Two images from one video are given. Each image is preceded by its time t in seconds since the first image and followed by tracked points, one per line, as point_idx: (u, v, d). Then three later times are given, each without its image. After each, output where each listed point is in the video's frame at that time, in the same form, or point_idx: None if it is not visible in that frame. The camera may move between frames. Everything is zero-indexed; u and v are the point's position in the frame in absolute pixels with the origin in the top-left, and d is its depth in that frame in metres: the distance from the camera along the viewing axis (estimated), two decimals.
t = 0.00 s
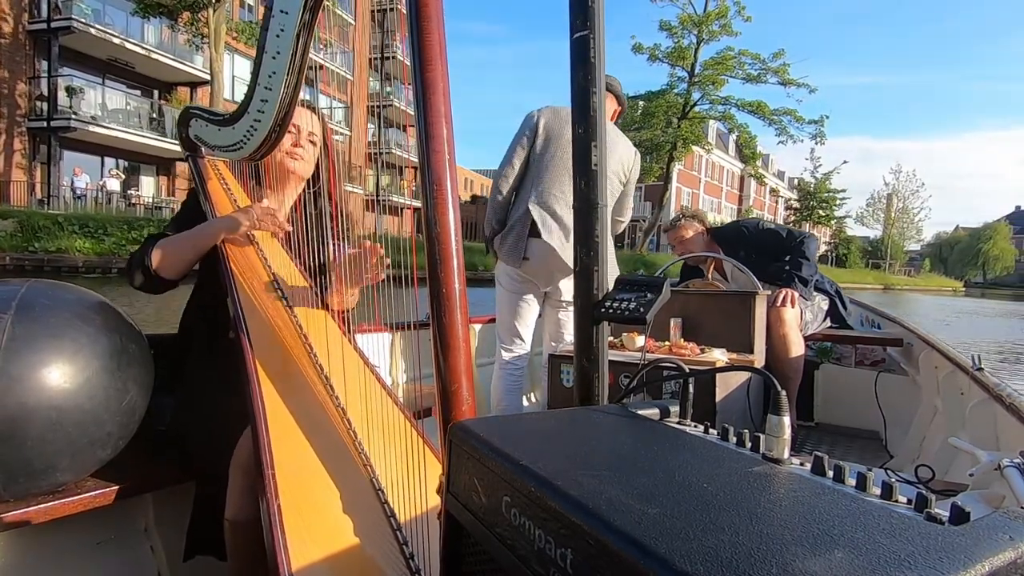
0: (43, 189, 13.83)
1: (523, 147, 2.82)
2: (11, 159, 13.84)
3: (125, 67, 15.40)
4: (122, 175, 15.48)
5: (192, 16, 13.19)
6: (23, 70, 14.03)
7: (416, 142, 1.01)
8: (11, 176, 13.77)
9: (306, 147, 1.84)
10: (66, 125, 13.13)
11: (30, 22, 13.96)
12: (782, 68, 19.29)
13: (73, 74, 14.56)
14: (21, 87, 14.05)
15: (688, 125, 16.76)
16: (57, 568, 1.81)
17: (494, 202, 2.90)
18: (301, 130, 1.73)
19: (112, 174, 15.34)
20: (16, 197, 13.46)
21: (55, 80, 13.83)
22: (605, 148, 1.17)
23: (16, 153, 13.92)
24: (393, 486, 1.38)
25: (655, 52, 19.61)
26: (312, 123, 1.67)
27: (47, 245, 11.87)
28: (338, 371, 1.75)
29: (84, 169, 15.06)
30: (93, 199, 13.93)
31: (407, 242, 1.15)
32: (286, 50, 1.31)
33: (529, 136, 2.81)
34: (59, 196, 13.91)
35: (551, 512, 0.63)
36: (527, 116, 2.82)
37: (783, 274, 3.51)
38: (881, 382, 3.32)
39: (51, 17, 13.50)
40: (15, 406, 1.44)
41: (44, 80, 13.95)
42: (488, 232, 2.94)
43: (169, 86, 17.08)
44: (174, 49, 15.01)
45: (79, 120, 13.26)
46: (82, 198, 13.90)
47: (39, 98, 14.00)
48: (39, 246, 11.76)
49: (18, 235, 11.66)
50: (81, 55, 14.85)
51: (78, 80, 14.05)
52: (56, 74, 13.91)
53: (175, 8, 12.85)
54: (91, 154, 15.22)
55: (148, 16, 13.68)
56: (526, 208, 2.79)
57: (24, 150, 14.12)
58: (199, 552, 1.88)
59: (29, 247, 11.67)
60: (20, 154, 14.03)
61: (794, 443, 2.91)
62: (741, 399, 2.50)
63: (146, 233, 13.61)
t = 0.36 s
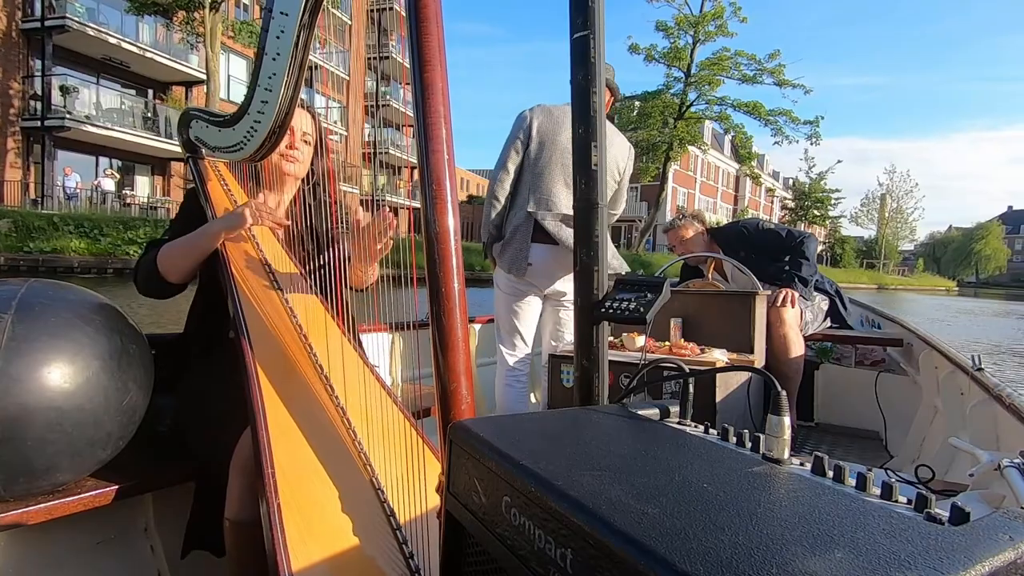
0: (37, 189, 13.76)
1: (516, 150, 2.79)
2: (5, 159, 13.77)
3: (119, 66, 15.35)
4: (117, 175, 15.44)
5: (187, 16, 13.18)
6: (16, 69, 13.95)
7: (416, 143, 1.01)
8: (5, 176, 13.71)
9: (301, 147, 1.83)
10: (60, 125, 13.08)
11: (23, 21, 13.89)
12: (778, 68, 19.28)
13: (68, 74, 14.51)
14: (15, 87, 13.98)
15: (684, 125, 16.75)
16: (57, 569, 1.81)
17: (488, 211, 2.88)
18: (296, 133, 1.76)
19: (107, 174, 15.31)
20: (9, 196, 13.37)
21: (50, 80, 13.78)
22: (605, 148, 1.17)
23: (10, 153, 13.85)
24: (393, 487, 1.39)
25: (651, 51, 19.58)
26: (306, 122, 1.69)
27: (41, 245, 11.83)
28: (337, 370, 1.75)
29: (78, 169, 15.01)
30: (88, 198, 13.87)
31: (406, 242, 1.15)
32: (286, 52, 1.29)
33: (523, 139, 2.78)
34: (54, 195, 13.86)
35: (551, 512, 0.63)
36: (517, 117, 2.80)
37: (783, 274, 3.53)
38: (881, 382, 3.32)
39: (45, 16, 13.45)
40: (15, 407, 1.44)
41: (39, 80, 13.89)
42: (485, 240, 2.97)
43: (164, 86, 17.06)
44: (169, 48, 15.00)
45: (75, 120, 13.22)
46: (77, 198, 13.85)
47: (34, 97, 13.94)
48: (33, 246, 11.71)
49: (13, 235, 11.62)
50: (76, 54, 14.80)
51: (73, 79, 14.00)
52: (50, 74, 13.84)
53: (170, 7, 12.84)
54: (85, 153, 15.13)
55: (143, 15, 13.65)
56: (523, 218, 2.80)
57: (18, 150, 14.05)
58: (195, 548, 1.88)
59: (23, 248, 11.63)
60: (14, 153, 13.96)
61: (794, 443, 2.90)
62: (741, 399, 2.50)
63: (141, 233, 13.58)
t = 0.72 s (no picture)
0: (31, 189, 13.70)
1: (506, 162, 2.76)
2: None
3: (113, 65, 15.32)
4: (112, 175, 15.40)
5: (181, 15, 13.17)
6: (9, 67, 13.87)
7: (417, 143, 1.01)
8: None
9: (304, 145, 1.81)
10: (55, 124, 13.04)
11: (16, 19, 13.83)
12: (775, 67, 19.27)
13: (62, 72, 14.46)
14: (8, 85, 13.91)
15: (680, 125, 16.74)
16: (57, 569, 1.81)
17: (481, 224, 2.86)
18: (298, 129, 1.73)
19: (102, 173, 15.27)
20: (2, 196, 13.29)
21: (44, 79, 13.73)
22: (606, 149, 1.17)
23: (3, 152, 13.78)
24: (394, 488, 1.39)
25: (647, 51, 19.57)
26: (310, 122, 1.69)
27: (37, 245, 11.80)
28: (338, 370, 1.75)
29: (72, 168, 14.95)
30: (82, 198, 13.82)
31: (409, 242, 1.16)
32: (288, 52, 1.28)
33: (512, 152, 2.75)
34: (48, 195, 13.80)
35: (551, 512, 0.63)
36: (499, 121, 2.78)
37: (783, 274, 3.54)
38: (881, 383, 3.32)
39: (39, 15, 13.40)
40: (15, 406, 1.44)
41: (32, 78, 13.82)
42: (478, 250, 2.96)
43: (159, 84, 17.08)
44: (164, 47, 14.98)
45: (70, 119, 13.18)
46: (71, 197, 13.78)
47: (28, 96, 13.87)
48: (28, 246, 11.67)
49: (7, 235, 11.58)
50: (70, 53, 14.74)
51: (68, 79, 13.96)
52: (45, 72, 13.78)
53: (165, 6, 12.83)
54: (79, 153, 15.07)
55: (138, 14, 13.63)
56: (517, 230, 2.81)
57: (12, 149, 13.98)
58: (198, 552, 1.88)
59: (18, 248, 11.59)
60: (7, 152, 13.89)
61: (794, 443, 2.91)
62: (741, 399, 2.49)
63: (137, 233, 13.56)
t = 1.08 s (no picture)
0: (24, 188, 13.64)
1: (497, 169, 2.73)
2: None
3: (108, 64, 15.30)
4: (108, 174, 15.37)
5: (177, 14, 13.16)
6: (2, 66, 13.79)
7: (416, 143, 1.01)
8: None
9: (309, 149, 1.80)
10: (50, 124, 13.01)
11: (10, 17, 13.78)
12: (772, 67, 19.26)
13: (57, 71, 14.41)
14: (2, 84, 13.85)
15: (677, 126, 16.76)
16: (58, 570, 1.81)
17: (475, 230, 2.81)
18: (303, 133, 1.71)
19: (98, 172, 15.24)
20: None
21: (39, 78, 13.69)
22: (605, 149, 1.17)
23: None
24: (394, 489, 1.39)
25: (644, 51, 19.56)
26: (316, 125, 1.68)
27: (31, 244, 11.76)
28: (338, 371, 1.75)
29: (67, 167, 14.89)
30: (75, 197, 13.76)
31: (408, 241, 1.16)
32: (287, 50, 1.27)
33: (504, 159, 2.73)
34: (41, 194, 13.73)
35: (551, 512, 0.63)
36: (488, 124, 2.77)
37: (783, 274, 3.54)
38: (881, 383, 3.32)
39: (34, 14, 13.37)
40: (15, 407, 1.44)
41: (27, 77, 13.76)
42: (472, 254, 2.93)
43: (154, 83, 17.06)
44: (160, 46, 14.97)
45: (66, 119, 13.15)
46: (65, 196, 13.72)
47: (22, 94, 13.82)
48: (23, 245, 11.62)
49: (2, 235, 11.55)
50: (65, 51, 14.70)
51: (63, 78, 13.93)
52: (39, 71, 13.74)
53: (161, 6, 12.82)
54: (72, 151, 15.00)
55: (133, 13, 13.62)
56: (513, 235, 2.81)
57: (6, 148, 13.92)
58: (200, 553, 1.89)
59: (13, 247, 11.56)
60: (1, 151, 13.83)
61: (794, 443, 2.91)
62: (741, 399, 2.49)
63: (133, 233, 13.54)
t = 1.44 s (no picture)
0: (19, 186, 13.59)
1: (494, 174, 2.72)
2: None
3: (103, 62, 15.27)
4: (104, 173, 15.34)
5: (172, 13, 13.16)
6: None
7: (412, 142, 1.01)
8: None
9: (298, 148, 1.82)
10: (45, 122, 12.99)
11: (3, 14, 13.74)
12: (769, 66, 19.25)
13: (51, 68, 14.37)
14: None
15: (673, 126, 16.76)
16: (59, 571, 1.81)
17: (473, 235, 2.80)
18: (294, 133, 1.73)
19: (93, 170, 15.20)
20: None
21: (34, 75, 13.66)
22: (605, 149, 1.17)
23: None
24: (392, 488, 1.39)
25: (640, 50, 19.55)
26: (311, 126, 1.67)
27: (25, 243, 11.73)
28: (337, 371, 1.75)
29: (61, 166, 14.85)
30: (69, 195, 13.70)
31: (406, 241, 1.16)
32: (282, 53, 1.26)
33: (499, 164, 2.73)
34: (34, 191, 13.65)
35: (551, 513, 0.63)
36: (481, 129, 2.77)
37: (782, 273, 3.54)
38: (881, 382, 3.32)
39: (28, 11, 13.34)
40: (16, 408, 1.44)
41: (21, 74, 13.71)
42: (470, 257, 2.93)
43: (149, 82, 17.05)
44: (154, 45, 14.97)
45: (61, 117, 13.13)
46: (59, 193, 13.67)
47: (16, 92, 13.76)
48: (17, 243, 11.67)
49: None
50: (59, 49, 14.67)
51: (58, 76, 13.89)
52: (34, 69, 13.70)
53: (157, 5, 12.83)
54: (67, 149, 14.94)
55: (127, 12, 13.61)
56: (512, 237, 2.81)
57: None
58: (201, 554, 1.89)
59: (8, 246, 11.53)
60: None
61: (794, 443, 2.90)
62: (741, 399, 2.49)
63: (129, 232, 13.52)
